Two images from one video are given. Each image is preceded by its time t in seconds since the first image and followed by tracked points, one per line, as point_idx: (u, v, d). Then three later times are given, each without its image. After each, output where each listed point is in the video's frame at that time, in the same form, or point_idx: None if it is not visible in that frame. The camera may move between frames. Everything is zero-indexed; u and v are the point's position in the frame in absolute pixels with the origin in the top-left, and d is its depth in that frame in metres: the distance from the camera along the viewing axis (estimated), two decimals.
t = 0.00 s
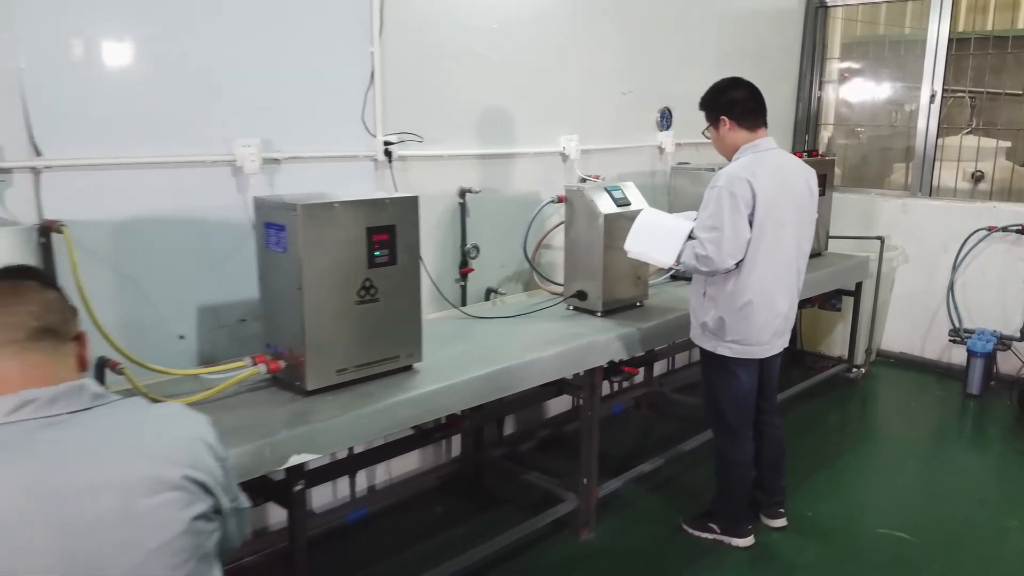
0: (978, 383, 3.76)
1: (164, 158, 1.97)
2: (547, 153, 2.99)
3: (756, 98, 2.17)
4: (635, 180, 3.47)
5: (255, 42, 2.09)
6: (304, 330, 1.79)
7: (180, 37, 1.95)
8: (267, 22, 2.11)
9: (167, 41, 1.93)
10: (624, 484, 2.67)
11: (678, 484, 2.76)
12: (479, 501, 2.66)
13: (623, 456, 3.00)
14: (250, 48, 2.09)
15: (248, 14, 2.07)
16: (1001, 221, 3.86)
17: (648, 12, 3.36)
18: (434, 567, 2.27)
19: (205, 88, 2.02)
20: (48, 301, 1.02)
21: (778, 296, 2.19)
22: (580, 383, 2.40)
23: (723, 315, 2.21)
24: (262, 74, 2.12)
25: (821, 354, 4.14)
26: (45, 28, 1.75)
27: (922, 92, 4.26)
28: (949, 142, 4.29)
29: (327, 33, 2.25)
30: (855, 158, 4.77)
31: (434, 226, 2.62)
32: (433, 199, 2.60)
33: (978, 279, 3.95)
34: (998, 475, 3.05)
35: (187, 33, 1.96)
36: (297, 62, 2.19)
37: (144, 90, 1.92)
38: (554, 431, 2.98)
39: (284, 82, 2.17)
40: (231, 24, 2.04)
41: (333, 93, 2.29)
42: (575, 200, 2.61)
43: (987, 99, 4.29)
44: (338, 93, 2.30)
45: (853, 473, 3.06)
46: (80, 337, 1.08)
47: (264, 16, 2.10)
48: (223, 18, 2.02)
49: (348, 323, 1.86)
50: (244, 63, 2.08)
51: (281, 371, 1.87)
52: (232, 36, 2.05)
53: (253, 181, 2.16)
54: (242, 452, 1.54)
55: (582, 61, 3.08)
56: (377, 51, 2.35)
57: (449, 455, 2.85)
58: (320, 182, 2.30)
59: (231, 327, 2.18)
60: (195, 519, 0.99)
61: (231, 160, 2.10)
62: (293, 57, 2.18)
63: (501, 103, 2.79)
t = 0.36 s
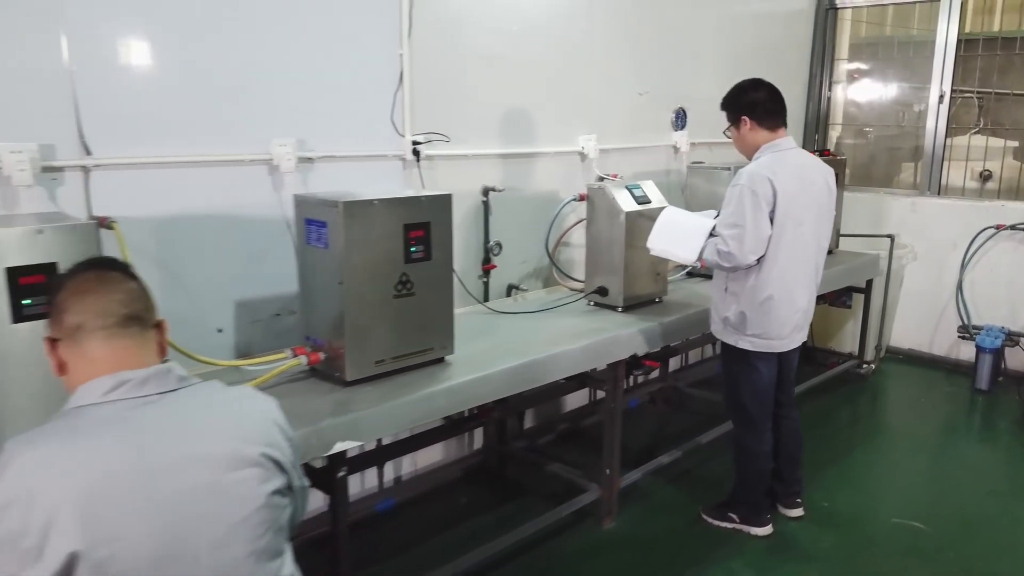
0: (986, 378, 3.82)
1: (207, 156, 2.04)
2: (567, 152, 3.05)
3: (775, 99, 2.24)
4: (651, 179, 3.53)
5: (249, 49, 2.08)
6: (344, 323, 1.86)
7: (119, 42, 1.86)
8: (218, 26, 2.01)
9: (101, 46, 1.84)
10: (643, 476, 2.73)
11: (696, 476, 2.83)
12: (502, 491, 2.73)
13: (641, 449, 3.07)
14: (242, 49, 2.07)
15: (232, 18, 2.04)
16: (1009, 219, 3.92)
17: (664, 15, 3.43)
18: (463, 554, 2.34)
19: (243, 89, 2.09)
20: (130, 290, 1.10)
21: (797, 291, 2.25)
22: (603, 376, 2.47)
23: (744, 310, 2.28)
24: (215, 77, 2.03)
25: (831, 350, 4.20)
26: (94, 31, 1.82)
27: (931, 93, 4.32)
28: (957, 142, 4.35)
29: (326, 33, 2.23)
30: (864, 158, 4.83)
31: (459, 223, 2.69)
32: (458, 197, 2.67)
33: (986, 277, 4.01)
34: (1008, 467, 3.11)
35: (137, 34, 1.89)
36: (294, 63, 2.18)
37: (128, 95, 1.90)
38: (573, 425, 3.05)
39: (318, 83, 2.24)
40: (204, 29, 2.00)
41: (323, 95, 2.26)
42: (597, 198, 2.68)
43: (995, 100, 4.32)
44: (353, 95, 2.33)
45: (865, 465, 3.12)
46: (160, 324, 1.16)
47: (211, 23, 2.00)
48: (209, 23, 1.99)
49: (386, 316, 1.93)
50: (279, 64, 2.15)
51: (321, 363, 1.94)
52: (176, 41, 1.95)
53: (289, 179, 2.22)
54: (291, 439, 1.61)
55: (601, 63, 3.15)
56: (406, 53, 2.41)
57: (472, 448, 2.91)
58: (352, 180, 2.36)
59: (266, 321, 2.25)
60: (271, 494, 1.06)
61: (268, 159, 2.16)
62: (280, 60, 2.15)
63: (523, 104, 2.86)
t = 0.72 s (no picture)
0: (995, 373, 3.88)
1: (245, 155, 2.11)
2: (586, 151, 3.12)
3: (795, 99, 2.31)
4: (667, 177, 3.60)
5: (270, 48, 2.12)
6: (382, 315, 1.93)
7: (80, 56, 1.81)
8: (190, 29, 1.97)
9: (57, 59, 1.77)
10: (662, 467, 2.80)
11: (713, 467, 2.89)
12: (525, 482, 2.80)
13: (658, 441, 3.14)
14: (243, 49, 2.07)
15: (232, 16, 2.03)
16: (1017, 217, 3.98)
17: (679, 15, 3.49)
18: (490, 541, 2.40)
19: (277, 89, 2.15)
20: (203, 279, 1.17)
21: (815, 285, 2.31)
22: (626, 369, 2.54)
23: (763, 303, 2.34)
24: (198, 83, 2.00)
25: (842, 346, 4.27)
26: (137, 34, 1.88)
27: (940, 92, 4.38)
28: (966, 141, 4.41)
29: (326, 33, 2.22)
30: (872, 157, 4.89)
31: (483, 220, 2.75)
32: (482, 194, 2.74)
33: (994, 274, 4.08)
34: (1017, 460, 3.17)
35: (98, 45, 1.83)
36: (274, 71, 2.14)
37: (148, 94, 1.93)
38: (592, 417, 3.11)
39: (350, 83, 2.30)
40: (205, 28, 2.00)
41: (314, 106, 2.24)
42: (618, 196, 2.74)
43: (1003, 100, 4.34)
44: (344, 85, 2.30)
45: (877, 457, 3.19)
46: (229, 311, 1.23)
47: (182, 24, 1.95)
48: (209, 22, 1.99)
49: (421, 309, 2.00)
50: (310, 65, 2.21)
51: (358, 353, 2.01)
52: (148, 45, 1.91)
53: (322, 176, 2.29)
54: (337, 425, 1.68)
55: (618, 63, 3.21)
56: (434, 54, 2.48)
57: (493, 440, 2.98)
58: (382, 177, 2.43)
59: (300, 314, 2.31)
60: (339, 470, 1.13)
61: (303, 157, 2.23)
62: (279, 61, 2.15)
63: (543, 103, 2.93)
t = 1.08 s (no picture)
0: (1004, 368, 3.95)
1: (282, 152, 2.17)
2: (605, 149, 3.18)
3: (813, 98, 2.37)
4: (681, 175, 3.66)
5: (311, 47, 2.19)
6: (418, 307, 2.00)
7: (67, 61, 1.78)
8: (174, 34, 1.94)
9: (41, 64, 1.74)
10: (681, 458, 2.86)
11: (731, 458, 2.96)
12: (546, 473, 2.86)
13: (675, 433, 3.20)
14: (277, 49, 2.12)
15: (259, 16, 2.07)
16: None
17: (694, 16, 3.55)
18: (517, 529, 2.47)
19: (313, 88, 2.22)
20: (267, 267, 1.21)
21: (834, 280, 2.38)
22: (647, 362, 2.60)
23: (783, 297, 2.41)
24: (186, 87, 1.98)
25: (852, 341, 4.33)
26: (182, 35, 1.95)
27: (949, 92, 4.45)
28: (974, 140, 4.48)
29: (361, 36, 2.29)
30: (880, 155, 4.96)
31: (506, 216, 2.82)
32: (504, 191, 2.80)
33: (1003, 270, 4.14)
34: None
35: (86, 50, 1.81)
36: (335, 64, 2.25)
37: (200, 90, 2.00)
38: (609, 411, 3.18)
39: (383, 81, 2.37)
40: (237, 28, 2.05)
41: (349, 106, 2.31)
42: (638, 192, 2.81)
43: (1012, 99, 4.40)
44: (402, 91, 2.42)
45: (888, 450, 3.26)
46: (289, 299, 1.27)
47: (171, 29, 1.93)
48: (242, 22, 2.04)
49: (455, 301, 2.06)
50: (344, 65, 2.27)
51: (394, 344, 2.09)
52: (137, 49, 1.89)
53: (354, 173, 2.35)
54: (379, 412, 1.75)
55: (635, 64, 3.28)
56: (461, 54, 2.55)
57: (514, 432, 3.04)
58: (410, 174, 2.50)
59: (332, 308, 2.38)
60: (400, 448, 1.20)
61: (336, 154, 2.30)
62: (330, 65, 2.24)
63: (564, 103, 2.99)
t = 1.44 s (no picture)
0: (1013, 363, 4.01)
1: (316, 148, 2.23)
2: (623, 147, 3.25)
3: (840, 97, 2.43)
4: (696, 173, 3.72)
5: (318, 48, 2.19)
6: (452, 300, 2.07)
7: (71, 60, 1.78)
8: (167, 38, 1.92)
9: (44, 63, 1.74)
10: (699, 449, 2.93)
11: (748, 450, 3.02)
12: (567, 464, 2.92)
13: (692, 426, 3.26)
14: (312, 50, 2.18)
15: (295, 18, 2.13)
16: None
17: (708, 18, 3.62)
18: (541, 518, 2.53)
19: (346, 86, 2.28)
20: (324, 256, 1.23)
21: (852, 273, 2.44)
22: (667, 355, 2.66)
23: (802, 291, 2.47)
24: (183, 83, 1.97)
25: (863, 337, 4.39)
26: (222, 35, 2.01)
27: (958, 92, 4.51)
28: (983, 139, 4.54)
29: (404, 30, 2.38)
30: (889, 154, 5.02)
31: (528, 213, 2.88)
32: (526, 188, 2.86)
33: (1011, 267, 4.20)
34: None
35: (86, 49, 1.80)
36: (350, 68, 2.27)
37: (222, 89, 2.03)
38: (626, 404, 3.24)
39: (412, 80, 2.43)
40: (273, 29, 2.10)
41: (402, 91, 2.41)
42: (658, 189, 2.88)
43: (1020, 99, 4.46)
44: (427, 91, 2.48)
45: (901, 442, 3.32)
46: (346, 292, 1.29)
47: (169, 32, 1.92)
48: (278, 23, 2.10)
49: (486, 294, 2.13)
50: (374, 64, 2.33)
51: (426, 336, 2.15)
52: (136, 50, 1.87)
53: (385, 171, 2.42)
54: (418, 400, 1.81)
55: (652, 64, 3.34)
56: (487, 54, 2.61)
57: (534, 424, 3.10)
58: (437, 172, 2.56)
59: (362, 301, 2.44)
60: (456, 428, 1.26)
61: (368, 151, 2.36)
62: (354, 67, 2.28)
63: (584, 102, 3.05)
